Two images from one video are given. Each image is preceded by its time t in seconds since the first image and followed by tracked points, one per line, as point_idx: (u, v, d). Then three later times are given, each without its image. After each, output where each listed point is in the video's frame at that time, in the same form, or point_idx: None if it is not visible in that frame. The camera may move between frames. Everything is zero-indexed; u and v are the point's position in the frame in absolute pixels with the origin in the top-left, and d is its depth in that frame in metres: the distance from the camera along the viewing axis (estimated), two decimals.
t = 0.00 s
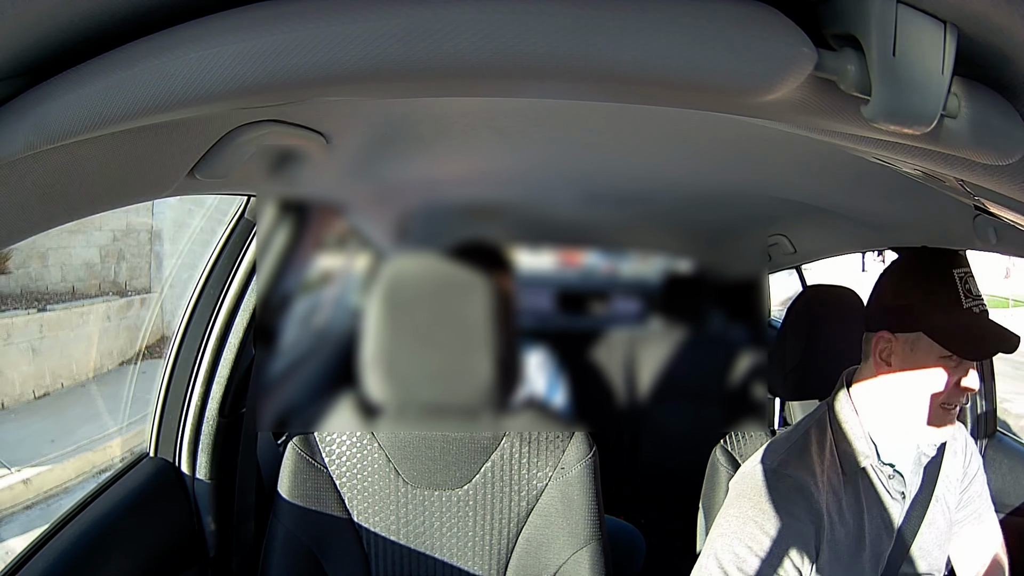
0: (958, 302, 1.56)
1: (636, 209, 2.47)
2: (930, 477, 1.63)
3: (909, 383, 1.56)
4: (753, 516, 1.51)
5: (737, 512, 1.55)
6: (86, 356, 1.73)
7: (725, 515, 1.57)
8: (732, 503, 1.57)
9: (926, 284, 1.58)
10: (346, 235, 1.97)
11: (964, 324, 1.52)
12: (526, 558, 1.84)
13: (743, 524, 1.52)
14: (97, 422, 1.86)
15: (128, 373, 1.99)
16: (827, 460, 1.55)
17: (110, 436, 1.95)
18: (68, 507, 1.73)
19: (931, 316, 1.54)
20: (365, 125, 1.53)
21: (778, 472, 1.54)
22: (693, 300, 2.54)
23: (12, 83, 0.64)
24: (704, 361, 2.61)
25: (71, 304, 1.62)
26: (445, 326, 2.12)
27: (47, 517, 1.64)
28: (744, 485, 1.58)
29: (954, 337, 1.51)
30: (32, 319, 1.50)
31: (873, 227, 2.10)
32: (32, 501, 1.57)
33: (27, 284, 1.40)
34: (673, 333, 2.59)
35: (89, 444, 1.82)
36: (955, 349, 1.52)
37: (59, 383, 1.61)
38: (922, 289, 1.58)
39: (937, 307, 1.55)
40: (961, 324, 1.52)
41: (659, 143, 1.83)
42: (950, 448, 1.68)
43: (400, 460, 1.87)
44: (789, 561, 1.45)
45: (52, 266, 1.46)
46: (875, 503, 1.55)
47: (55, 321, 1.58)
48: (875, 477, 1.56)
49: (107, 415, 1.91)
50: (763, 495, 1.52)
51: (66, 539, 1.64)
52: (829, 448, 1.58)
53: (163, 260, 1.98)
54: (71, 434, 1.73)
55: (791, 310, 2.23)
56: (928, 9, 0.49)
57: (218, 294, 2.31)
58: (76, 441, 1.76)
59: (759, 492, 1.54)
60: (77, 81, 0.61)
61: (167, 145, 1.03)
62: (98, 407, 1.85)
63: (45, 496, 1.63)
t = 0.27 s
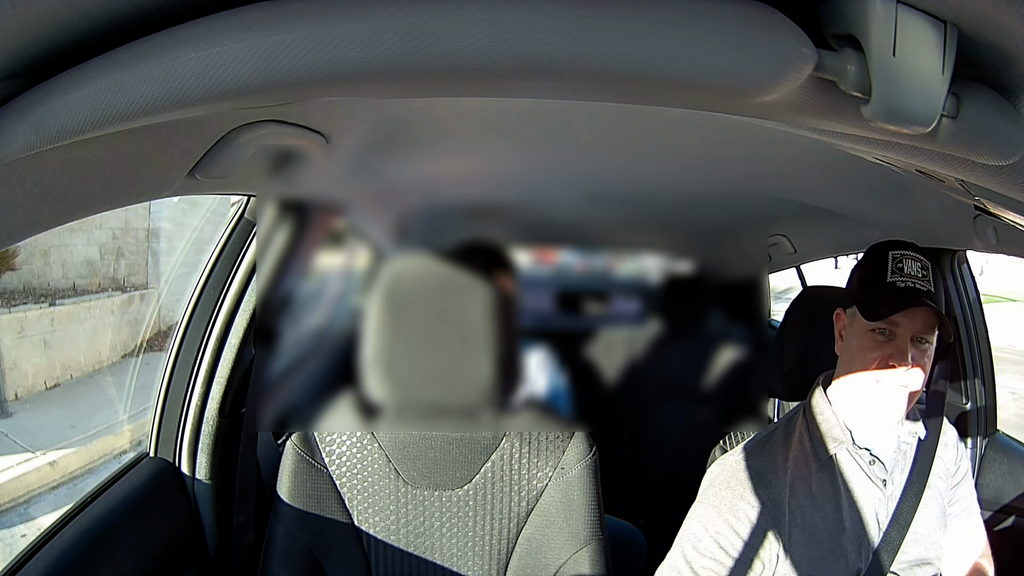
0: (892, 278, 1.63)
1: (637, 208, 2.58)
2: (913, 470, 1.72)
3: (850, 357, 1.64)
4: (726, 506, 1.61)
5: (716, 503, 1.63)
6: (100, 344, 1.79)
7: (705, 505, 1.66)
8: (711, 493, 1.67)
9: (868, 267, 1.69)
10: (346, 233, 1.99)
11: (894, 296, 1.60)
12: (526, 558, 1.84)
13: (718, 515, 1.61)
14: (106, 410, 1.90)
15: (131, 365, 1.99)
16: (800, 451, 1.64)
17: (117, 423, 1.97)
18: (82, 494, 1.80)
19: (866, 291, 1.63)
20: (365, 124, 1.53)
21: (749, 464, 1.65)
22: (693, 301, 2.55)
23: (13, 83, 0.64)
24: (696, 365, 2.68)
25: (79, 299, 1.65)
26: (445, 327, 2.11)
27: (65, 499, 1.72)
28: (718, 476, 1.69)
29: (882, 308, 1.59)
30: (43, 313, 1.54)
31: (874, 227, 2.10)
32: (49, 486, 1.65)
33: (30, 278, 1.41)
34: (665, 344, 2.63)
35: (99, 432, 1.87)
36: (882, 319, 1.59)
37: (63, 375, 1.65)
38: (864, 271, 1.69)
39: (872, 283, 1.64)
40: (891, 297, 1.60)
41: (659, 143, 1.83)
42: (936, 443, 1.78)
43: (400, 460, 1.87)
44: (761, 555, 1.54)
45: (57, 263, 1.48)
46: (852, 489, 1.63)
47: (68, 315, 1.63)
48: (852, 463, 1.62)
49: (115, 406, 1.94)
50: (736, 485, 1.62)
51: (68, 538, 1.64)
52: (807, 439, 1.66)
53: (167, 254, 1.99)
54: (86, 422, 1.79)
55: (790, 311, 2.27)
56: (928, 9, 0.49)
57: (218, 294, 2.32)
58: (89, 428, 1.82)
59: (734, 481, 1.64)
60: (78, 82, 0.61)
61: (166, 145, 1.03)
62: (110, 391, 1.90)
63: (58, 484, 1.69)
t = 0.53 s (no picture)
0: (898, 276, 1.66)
1: (635, 208, 2.57)
2: (913, 477, 1.72)
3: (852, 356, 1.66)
4: (730, 519, 1.58)
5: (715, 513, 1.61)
6: (110, 332, 1.85)
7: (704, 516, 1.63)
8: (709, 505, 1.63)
9: (872, 265, 1.72)
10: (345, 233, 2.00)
11: (897, 292, 1.62)
12: (526, 558, 1.84)
13: (718, 526, 1.59)
14: (113, 396, 1.94)
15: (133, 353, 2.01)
16: (802, 457, 1.64)
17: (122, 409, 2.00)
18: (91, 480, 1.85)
19: (870, 288, 1.66)
20: (365, 124, 1.53)
21: (752, 474, 1.62)
22: (692, 300, 2.49)
23: (12, 82, 0.64)
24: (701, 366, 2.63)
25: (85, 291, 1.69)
26: (445, 327, 2.07)
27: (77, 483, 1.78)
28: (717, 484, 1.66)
29: (886, 304, 1.62)
30: (54, 303, 1.60)
31: (874, 227, 2.10)
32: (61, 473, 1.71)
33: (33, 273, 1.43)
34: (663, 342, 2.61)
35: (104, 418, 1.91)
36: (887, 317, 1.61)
37: (70, 365, 1.69)
38: (868, 270, 1.72)
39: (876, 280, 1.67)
40: (895, 293, 1.63)
41: (658, 142, 1.83)
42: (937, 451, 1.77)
43: (400, 460, 1.87)
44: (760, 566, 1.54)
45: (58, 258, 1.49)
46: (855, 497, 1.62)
47: (78, 307, 1.69)
48: (853, 470, 1.62)
49: (121, 393, 1.98)
50: (740, 497, 1.60)
51: (69, 536, 1.65)
52: (807, 446, 1.65)
53: (173, 242, 2.02)
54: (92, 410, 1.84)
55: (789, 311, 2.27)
56: (929, 10, 0.49)
57: (218, 294, 2.32)
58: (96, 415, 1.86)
59: (738, 491, 1.61)
60: (77, 82, 0.61)
61: (166, 146, 1.03)
62: (116, 378, 1.94)
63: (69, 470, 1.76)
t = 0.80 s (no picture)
0: (896, 283, 1.65)
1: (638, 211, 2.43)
2: (914, 480, 1.69)
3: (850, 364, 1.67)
4: (729, 527, 1.67)
5: (712, 520, 1.70)
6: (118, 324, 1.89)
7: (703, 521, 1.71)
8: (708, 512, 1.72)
9: (870, 271, 1.72)
10: (346, 232, 2.00)
11: (895, 300, 1.61)
12: (526, 558, 1.84)
13: (718, 533, 1.67)
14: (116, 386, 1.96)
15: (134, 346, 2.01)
16: (799, 466, 1.66)
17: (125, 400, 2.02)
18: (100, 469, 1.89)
19: (868, 295, 1.65)
20: (365, 124, 1.54)
21: (751, 484, 1.70)
22: (688, 302, 2.55)
23: (12, 83, 0.64)
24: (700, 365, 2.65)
25: (90, 285, 1.71)
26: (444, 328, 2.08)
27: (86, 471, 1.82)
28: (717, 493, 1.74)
29: (885, 313, 1.61)
30: (65, 296, 1.63)
31: (873, 228, 2.11)
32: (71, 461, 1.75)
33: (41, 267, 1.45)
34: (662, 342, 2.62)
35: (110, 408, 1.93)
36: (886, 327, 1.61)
37: (80, 354, 1.72)
38: (865, 276, 1.72)
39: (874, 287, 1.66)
40: (893, 301, 1.62)
41: (658, 143, 1.83)
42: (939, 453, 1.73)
43: (400, 460, 1.87)
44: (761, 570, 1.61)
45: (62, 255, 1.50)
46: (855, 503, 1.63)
47: (88, 300, 1.73)
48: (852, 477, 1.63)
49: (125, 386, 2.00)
50: (739, 506, 1.68)
51: (70, 535, 1.65)
52: (802, 452, 1.69)
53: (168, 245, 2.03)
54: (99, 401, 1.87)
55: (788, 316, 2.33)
56: (929, 10, 0.49)
57: (217, 295, 2.32)
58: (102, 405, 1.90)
59: (736, 501, 1.70)
60: (77, 81, 0.61)
61: (167, 145, 1.03)
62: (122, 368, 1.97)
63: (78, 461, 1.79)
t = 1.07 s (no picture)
0: (891, 287, 1.64)
1: (634, 210, 2.38)
2: (914, 479, 1.69)
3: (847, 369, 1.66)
4: (728, 529, 1.66)
5: (709, 522, 1.70)
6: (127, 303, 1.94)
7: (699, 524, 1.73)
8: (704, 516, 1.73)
9: (866, 276, 1.71)
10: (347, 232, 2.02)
11: (893, 306, 1.59)
12: (526, 558, 1.85)
13: (715, 534, 1.67)
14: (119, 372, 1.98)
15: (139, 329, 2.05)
16: (797, 467, 1.67)
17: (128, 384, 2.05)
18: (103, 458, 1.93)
19: (866, 301, 1.64)
20: (366, 125, 1.54)
21: (748, 486, 1.70)
22: (690, 302, 2.62)
23: (12, 83, 0.64)
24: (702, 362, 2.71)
25: (93, 277, 1.73)
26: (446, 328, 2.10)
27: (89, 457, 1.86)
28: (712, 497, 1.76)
29: (883, 319, 1.59)
30: (74, 287, 1.66)
31: (873, 228, 2.11)
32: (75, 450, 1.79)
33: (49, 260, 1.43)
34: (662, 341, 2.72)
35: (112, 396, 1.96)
36: (884, 333, 1.58)
37: (88, 340, 1.76)
38: (862, 280, 1.71)
39: (871, 292, 1.65)
40: (891, 306, 1.60)
41: (658, 143, 1.83)
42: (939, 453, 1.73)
43: (400, 460, 1.86)
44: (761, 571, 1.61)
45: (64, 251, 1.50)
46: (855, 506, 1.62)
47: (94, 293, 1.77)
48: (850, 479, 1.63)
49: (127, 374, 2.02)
50: (736, 507, 1.68)
51: (71, 535, 1.66)
52: (801, 453, 1.69)
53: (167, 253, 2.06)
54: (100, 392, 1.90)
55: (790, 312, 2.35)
56: (928, 10, 0.49)
57: (218, 295, 2.31)
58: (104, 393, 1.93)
59: (733, 502, 1.69)
60: (77, 81, 0.61)
61: (167, 145, 1.03)
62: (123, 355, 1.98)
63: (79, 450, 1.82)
